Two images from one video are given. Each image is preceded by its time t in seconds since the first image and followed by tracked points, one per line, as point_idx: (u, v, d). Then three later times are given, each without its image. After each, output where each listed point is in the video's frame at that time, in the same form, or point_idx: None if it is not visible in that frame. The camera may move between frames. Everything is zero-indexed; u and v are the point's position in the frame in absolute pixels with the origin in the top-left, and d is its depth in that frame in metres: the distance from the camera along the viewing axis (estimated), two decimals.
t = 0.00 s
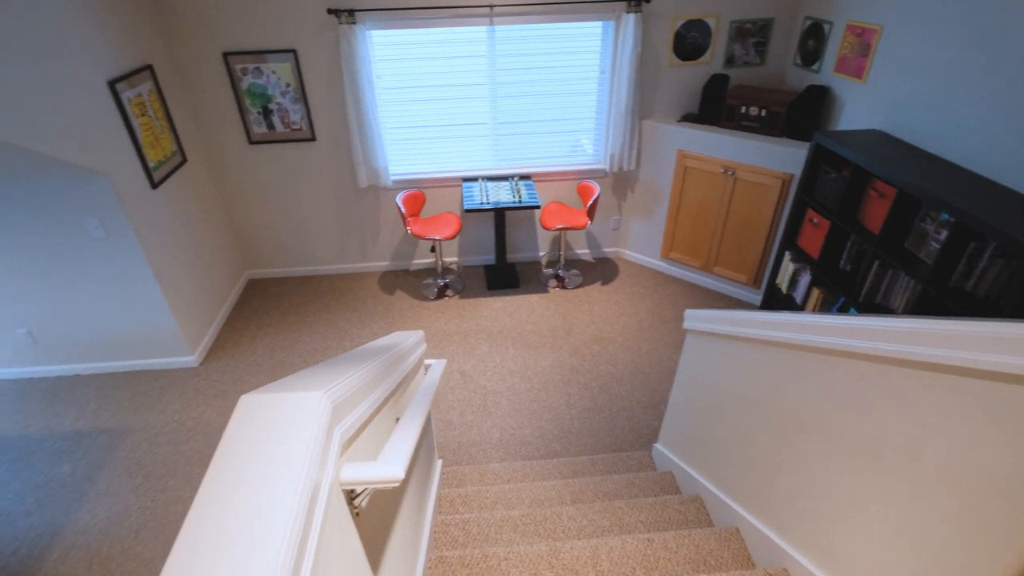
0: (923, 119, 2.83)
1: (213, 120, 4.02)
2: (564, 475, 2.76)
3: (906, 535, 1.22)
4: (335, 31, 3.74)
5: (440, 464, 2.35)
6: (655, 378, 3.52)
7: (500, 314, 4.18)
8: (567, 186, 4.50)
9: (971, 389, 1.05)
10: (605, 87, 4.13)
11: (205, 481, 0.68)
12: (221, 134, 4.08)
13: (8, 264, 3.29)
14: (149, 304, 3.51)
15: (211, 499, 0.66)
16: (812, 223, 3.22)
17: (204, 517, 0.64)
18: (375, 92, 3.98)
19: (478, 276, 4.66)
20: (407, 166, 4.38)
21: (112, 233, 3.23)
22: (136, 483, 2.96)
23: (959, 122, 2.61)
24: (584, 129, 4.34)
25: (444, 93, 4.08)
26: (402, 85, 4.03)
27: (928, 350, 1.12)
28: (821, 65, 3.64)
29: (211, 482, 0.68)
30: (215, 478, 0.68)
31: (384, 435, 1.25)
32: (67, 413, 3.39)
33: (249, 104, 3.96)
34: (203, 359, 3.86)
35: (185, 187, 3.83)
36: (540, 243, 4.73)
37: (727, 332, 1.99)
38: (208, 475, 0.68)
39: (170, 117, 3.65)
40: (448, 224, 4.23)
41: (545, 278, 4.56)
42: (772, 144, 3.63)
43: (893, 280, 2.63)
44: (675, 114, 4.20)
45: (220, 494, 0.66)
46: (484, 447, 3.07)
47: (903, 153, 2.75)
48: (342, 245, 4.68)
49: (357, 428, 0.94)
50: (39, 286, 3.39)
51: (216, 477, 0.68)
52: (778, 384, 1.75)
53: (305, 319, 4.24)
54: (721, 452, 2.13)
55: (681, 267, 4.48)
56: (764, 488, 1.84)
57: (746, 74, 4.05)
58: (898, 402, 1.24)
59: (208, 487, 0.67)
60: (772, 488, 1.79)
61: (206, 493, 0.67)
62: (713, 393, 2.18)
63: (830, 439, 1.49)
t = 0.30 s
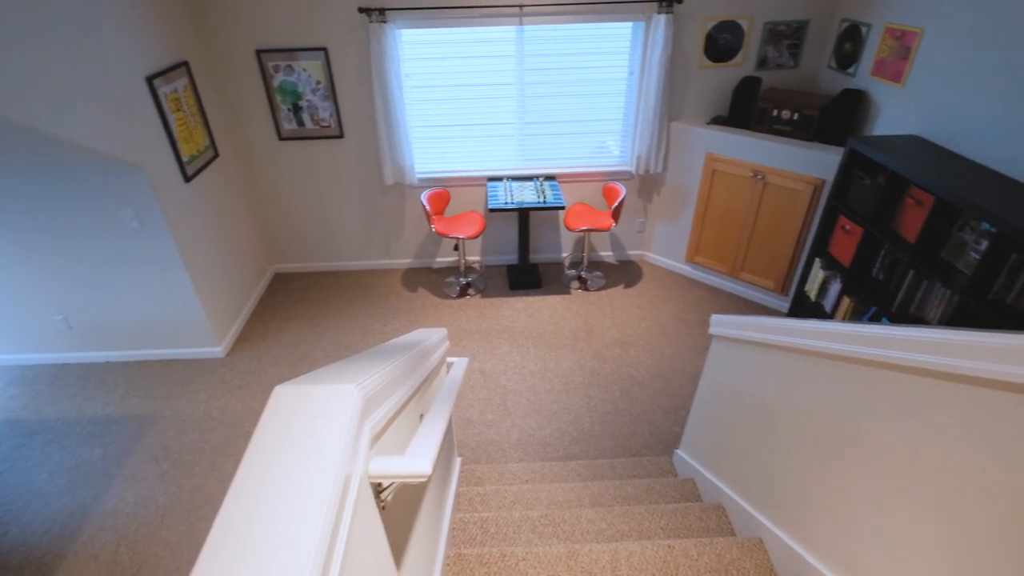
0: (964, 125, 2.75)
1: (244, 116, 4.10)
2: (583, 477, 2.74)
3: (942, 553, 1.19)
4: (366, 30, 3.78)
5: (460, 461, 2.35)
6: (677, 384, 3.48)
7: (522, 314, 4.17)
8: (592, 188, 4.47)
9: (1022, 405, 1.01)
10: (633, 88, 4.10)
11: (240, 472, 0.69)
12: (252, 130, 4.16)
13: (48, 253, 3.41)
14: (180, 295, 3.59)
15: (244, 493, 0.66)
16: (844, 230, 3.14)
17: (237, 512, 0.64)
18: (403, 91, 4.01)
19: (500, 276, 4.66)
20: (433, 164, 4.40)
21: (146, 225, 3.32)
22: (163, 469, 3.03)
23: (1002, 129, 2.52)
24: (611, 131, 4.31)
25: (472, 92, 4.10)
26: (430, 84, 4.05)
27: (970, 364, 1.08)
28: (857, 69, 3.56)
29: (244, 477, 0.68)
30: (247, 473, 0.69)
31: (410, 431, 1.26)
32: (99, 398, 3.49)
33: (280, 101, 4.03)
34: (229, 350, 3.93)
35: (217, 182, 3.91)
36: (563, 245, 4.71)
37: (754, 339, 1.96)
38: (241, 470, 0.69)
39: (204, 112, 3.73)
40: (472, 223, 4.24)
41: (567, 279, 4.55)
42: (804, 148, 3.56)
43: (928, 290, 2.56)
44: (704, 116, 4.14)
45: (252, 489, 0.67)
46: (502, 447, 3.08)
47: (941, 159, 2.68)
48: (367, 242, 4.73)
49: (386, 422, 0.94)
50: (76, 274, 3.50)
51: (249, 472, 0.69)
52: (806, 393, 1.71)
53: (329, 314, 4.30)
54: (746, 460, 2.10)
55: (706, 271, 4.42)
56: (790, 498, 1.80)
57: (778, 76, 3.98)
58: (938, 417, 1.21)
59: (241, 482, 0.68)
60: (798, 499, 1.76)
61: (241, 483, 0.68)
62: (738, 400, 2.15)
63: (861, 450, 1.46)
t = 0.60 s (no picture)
0: (1010, 132, 2.65)
1: (277, 112, 4.17)
2: (603, 481, 2.72)
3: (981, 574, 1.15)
4: (398, 28, 3.81)
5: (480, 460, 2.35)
6: (701, 390, 3.43)
7: (544, 315, 4.16)
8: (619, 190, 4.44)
9: None
10: (664, 90, 4.06)
11: (275, 462, 0.70)
12: (284, 126, 4.23)
13: (87, 242, 3.51)
14: (210, 286, 3.68)
15: (278, 487, 0.67)
16: (879, 238, 3.06)
17: (271, 505, 0.65)
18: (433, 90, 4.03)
19: (524, 276, 4.66)
20: (460, 163, 4.42)
21: (180, 217, 3.40)
22: (190, 456, 3.10)
23: None
24: (639, 132, 4.27)
25: (501, 91, 4.11)
26: (459, 83, 4.07)
27: (1016, 379, 1.04)
28: (897, 72, 3.46)
29: (279, 465, 0.70)
30: (281, 466, 0.69)
31: (436, 428, 1.27)
32: (131, 385, 3.59)
33: (312, 98, 4.09)
34: (256, 342, 4.01)
35: (248, 176, 3.99)
36: (588, 246, 4.69)
37: (784, 347, 1.92)
38: (274, 463, 0.69)
39: (238, 108, 3.81)
40: (498, 223, 4.25)
41: (591, 281, 4.52)
42: (839, 153, 3.47)
43: (968, 302, 2.47)
44: (735, 119, 4.08)
45: (286, 482, 0.67)
46: (522, 447, 3.07)
47: (985, 167, 2.58)
48: (392, 239, 4.77)
49: (415, 418, 0.95)
50: (113, 264, 3.60)
51: (282, 465, 0.69)
52: (837, 404, 1.67)
53: (354, 309, 4.35)
54: (772, 470, 2.06)
55: (733, 277, 4.35)
56: (816, 509, 1.76)
57: (814, 79, 3.89)
58: (979, 433, 1.16)
59: (275, 475, 0.68)
60: (826, 512, 1.72)
61: (276, 472, 0.69)
62: (765, 408, 2.11)
63: (894, 465, 1.42)
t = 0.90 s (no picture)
0: None
1: (310, 109, 4.24)
2: (625, 486, 2.70)
3: None
4: (430, 27, 3.84)
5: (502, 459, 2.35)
6: (726, 397, 3.38)
7: (568, 317, 4.15)
8: (647, 193, 4.40)
9: None
10: (696, 92, 4.00)
11: (313, 451, 0.71)
12: (316, 123, 4.30)
13: (125, 232, 3.62)
14: (241, 278, 3.76)
15: (315, 479, 0.68)
16: (918, 247, 2.97)
17: (307, 497, 0.65)
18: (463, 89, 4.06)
19: (549, 277, 4.65)
20: (488, 162, 4.43)
21: (214, 210, 3.48)
22: (217, 443, 3.17)
23: None
24: (670, 135, 4.22)
25: (531, 91, 4.10)
26: (490, 82, 4.08)
27: None
28: (942, 77, 3.35)
29: (316, 453, 0.71)
30: (317, 458, 0.70)
31: (464, 425, 1.27)
32: (163, 372, 3.69)
33: (344, 96, 4.15)
34: (284, 334, 4.08)
35: (281, 171, 4.06)
36: (614, 249, 4.65)
37: (816, 356, 1.87)
38: (310, 456, 0.70)
39: (273, 104, 3.88)
40: (524, 223, 4.25)
41: (617, 284, 4.49)
42: (878, 159, 3.38)
43: (1012, 316, 2.38)
44: (770, 123, 4.00)
45: (322, 475, 0.68)
46: (544, 448, 3.06)
47: None
48: (419, 236, 4.81)
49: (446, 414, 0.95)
50: (150, 254, 3.71)
51: (318, 458, 0.70)
52: (871, 416, 1.62)
53: (379, 305, 4.39)
54: (800, 482, 2.01)
55: (763, 283, 4.27)
56: (845, 522, 1.72)
57: (853, 83, 3.80)
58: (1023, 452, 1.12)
59: (311, 468, 0.69)
60: (856, 527, 1.67)
61: (313, 461, 0.70)
62: (794, 419, 2.06)
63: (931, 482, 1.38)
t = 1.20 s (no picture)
0: None
1: (344, 106, 4.31)
2: (647, 492, 2.67)
3: None
4: (464, 27, 3.86)
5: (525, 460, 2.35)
6: (754, 407, 3.31)
7: (594, 319, 4.12)
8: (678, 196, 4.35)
9: None
10: (731, 95, 3.94)
11: (350, 444, 0.72)
12: (350, 121, 4.37)
13: (163, 223, 3.73)
14: (272, 270, 3.83)
15: (353, 471, 0.68)
16: (961, 258, 2.87)
17: (345, 488, 0.66)
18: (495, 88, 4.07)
19: (575, 278, 4.63)
20: (518, 162, 4.44)
21: (249, 203, 3.56)
22: (245, 432, 3.24)
23: None
24: (702, 138, 4.16)
25: (563, 92, 4.09)
26: (522, 82, 4.09)
27: None
28: (991, 83, 3.22)
29: (354, 446, 0.72)
30: (354, 451, 0.71)
31: (492, 424, 1.27)
32: (194, 361, 3.79)
33: (377, 94, 4.20)
34: (311, 327, 4.14)
35: (313, 167, 4.13)
36: (642, 252, 4.61)
37: (850, 367, 1.82)
38: (348, 448, 0.71)
39: (308, 101, 3.95)
40: (551, 223, 4.24)
41: (643, 287, 4.44)
42: (920, 167, 3.27)
43: None
44: (807, 128, 3.91)
45: (359, 470, 0.68)
46: (566, 450, 3.05)
47: None
48: (446, 234, 4.83)
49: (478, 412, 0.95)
50: (186, 245, 3.81)
51: (355, 450, 0.71)
52: (908, 432, 1.57)
53: (405, 302, 4.43)
54: (831, 495, 1.96)
55: (795, 291, 4.18)
56: (879, 539, 1.68)
57: (896, 88, 3.68)
58: None
59: (348, 460, 0.70)
60: (892, 545, 1.62)
61: (350, 454, 0.71)
62: (825, 431, 2.01)
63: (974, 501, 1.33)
